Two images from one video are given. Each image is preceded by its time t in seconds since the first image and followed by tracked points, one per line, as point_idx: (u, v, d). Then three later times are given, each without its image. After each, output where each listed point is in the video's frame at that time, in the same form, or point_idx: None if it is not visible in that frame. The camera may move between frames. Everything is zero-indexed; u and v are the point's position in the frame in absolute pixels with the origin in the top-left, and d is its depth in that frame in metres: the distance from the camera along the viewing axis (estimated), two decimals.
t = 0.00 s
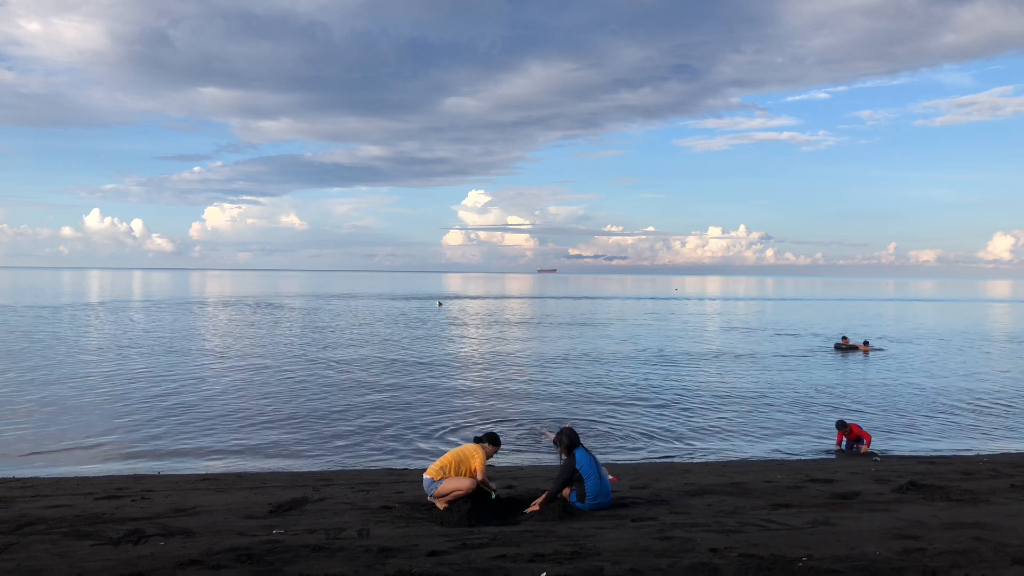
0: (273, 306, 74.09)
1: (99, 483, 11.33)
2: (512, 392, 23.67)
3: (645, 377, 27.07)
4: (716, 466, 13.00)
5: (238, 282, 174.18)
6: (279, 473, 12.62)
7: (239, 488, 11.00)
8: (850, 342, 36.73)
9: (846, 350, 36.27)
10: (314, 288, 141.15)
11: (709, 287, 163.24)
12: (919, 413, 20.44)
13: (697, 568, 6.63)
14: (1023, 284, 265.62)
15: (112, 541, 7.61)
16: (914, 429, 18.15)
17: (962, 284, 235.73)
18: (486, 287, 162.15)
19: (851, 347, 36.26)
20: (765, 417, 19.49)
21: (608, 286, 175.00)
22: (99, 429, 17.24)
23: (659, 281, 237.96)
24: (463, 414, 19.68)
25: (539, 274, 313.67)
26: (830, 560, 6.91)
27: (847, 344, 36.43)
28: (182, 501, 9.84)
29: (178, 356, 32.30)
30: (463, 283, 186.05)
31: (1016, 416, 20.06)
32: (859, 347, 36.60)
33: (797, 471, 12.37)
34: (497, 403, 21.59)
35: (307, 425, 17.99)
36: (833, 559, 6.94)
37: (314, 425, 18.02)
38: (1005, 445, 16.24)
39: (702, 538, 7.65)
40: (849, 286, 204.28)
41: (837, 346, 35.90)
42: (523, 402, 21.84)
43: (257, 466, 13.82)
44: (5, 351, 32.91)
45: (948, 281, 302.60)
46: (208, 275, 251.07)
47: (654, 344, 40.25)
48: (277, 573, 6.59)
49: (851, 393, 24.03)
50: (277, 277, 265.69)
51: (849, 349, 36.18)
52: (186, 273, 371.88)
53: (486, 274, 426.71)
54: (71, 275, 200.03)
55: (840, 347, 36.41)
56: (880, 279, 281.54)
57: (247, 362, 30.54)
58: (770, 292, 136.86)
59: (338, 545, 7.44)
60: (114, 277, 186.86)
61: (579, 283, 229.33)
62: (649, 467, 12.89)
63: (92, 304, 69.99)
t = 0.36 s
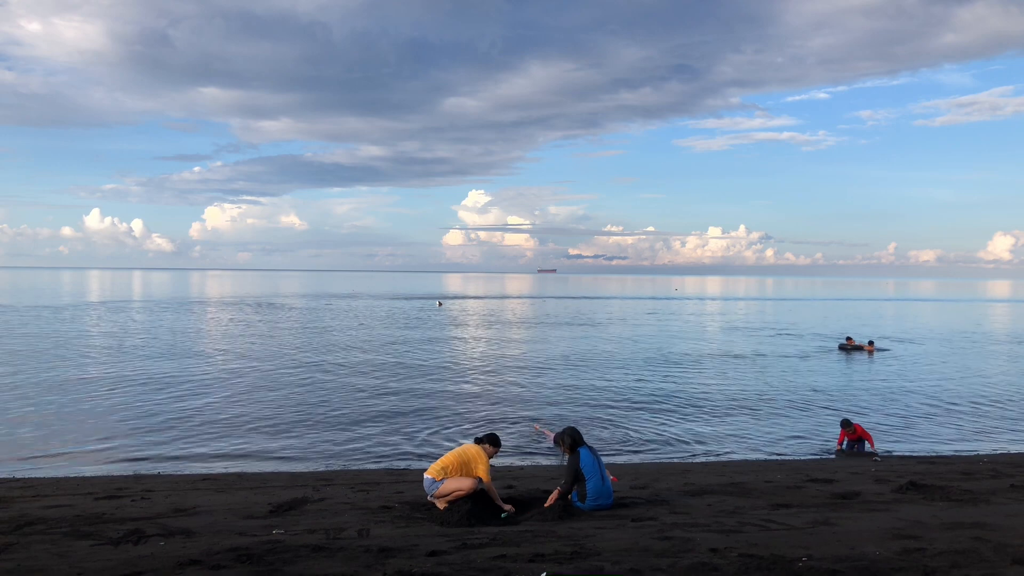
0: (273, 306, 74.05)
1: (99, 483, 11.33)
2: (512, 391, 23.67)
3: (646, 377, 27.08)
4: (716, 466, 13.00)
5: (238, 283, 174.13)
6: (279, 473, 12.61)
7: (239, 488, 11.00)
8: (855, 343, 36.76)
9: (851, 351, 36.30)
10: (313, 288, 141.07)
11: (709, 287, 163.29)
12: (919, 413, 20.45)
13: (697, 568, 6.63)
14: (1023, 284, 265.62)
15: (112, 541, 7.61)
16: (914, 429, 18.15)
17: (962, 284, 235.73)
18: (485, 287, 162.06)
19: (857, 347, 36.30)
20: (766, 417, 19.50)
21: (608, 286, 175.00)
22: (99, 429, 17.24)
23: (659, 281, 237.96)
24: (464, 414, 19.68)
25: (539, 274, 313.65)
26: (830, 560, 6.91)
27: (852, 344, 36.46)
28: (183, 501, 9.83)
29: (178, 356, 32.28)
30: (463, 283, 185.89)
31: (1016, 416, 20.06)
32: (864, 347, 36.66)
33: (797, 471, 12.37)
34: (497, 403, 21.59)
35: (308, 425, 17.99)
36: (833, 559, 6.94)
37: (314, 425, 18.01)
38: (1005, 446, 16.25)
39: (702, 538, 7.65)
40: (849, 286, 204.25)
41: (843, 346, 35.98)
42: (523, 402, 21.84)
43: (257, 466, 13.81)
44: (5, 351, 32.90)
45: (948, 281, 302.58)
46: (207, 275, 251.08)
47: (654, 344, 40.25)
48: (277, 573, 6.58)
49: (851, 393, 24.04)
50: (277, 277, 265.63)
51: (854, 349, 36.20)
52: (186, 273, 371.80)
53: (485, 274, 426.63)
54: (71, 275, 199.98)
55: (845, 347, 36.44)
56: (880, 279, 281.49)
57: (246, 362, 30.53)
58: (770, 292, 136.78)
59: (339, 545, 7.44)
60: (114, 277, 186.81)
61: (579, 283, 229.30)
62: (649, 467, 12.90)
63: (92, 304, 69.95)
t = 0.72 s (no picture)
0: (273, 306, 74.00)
1: (99, 483, 11.33)
2: (512, 392, 23.66)
3: (646, 377, 27.08)
4: (716, 466, 13.00)
5: (238, 283, 174.01)
6: (279, 473, 12.61)
7: (239, 488, 11.00)
8: (860, 343, 36.71)
9: (854, 351, 36.26)
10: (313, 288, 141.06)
11: (709, 287, 163.27)
12: (919, 413, 20.43)
13: (697, 568, 6.63)
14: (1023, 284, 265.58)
15: (112, 541, 7.61)
16: (915, 429, 18.14)
17: (962, 284, 235.69)
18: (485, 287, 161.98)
19: (862, 347, 36.23)
20: (765, 417, 19.51)
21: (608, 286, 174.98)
22: (99, 429, 17.24)
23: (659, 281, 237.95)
24: (463, 414, 19.67)
25: (539, 274, 313.60)
26: (830, 560, 6.91)
27: (856, 344, 36.37)
28: (183, 501, 9.83)
29: (178, 356, 32.27)
30: (463, 283, 185.71)
31: (1016, 417, 20.05)
32: (869, 348, 36.60)
33: (797, 471, 12.37)
34: (497, 402, 21.60)
35: (308, 425, 17.99)
36: (833, 559, 6.94)
37: (314, 425, 18.01)
38: (1005, 446, 16.24)
39: (702, 539, 7.65)
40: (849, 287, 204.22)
41: (848, 346, 35.94)
42: (523, 401, 21.85)
43: (257, 466, 13.81)
44: (5, 351, 32.91)
45: (948, 282, 302.54)
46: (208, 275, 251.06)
47: (654, 344, 40.24)
48: (277, 573, 6.58)
49: (851, 393, 24.03)
50: (277, 277, 265.53)
51: (857, 350, 36.16)
52: (186, 273, 371.69)
53: (485, 274, 426.56)
54: (71, 275, 200.01)
55: (849, 347, 36.41)
56: (880, 279, 281.48)
57: (247, 362, 30.53)
58: (770, 292, 136.69)
59: (339, 545, 7.44)
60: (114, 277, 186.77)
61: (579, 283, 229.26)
62: (648, 466, 12.90)
63: (92, 304, 69.90)
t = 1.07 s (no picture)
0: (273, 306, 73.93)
1: (99, 483, 11.33)
2: (512, 392, 23.65)
3: (646, 377, 27.06)
4: (715, 466, 12.99)
5: (239, 283, 173.92)
6: (279, 473, 12.61)
7: (239, 488, 11.00)
8: (864, 343, 36.70)
9: (860, 351, 36.21)
10: (313, 288, 140.94)
11: (709, 288, 163.19)
12: (920, 413, 20.42)
13: (697, 568, 6.63)
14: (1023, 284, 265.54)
15: (112, 541, 7.61)
16: (914, 429, 18.14)
17: (962, 284, 235.57)
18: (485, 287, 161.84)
19: (866, 347, 36.20)
20: (766, 417, 19.49)
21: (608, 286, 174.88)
22: (100, 429, 17.24)
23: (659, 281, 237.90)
24: (464, 414, 19.67)
25: (539, 274, 313.51)
26: (830, 560, 6.91)
27: (861, 344, 36.30)
28: (183, 501, 9.84)
29: (178, 356, 32.26)
30: (463, 283, 185.53)
31: (1017, 416, 20.05)
32: (873, 347, 36.57)
33: (797, 471, 12.37)
34: (497, 403, 21.59)
35: (308, 425, 17.99)
36: (833, 559, 6.94)
37: (314, 425, 18.01)
38: (1004, 446, 16.25)
39: (702, 538, 7.65)
40: (849, 287, 204.18)
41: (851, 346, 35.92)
42: (523, 401, 21.85)
43: (256, 466, 13.80)
44: (5, 351, 32.89)
45: (948, 282, 302.42)
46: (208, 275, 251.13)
47: (653, 344, 40.24)
48: (277, 573, 6.58)
49: (851, 393, 24.03)
50: (278, 277, 265.45)
51: (863, 350, 36.12)
52: (186, 273, 371.62)
53: (485, 275, 426.46)
54: (71, 275, 199.94)
55: (854, 347, 36.37)
56: (880, 280, 281.53)
57: (246, 362, 30.51)
58: (770, 292, 136.55)
59: (339, 545, 7.44)
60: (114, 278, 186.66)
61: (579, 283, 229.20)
62: (648, 466, 12.90)
63: (91, 304, 69.83)
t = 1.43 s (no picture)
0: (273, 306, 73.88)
1: (99, 483, 11.32)
2: (512, 392, 23.63)
3: (646, 377, 27.04)
4: (715, 466, 12.98)
5: (239, 282, 173.81)
6: (279, 473, 12.60)
7: (239, 488, 11.00)
8: (868, 343, 36.70)
9: (865, 351, 36.28)
10: (313, 288, 140.82)
11: (709, 288, 163.07)
12: (920, 413, 20.41)
13: (697, 568, 6.63)
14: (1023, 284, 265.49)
15: (112, 541, 7.61)
16: (914, 429, 18.14)
17: (962, 284, 235.54)
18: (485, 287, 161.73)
19: (871, 347, 36.21)
20: (766, 417, 19.47)
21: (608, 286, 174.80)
22: (100, 429, 17.22)
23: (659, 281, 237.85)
24: (464, 414, 19.67)
25: (539, 274, 313.41)
26: (830, 560, 6.91)
27: (867, 345, 36.36)
28: (183, 501, 9.83)
29: (177, 356, 32.23)
30: (463, 283, 185.39)
31: (1018, 416, 20.03)
32: (878, 348, 36.60)
33: (797, 471, 12.36)
34: (498, 403, 21.58)
35: (308, 425, 17.98)
36: (833, 559, 6.94)
37: (314, 425, 18.00)
38: (1005, 446, 16.24)
39: (702, 538, 7.65)
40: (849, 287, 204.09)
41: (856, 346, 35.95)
42: (523, 402, 21.84)
43: (256, 466, 13.80)
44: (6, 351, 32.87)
45: (948, 282, 302.33)
46: (208, 275, 251.13)
47: (654, 344, 40.16)
48: (277, 573, 6.58)
49: (851, 393, 24.02)
50: (277, 277, 264.76)
51: (868, 350, 36.15)
52: (186, 273, 371.59)
53: (485, 275, 426.33)
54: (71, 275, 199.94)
55: (859, 347, 36.40)
56: (881, 279, 281.44)
57: (246, 362, 30.50)
58: (770, 292, 136.49)
59: (339, 545, 7.44)
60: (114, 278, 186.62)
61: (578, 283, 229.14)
62: (648, 466, 12.91)
63: (91, 304, 69.79)
